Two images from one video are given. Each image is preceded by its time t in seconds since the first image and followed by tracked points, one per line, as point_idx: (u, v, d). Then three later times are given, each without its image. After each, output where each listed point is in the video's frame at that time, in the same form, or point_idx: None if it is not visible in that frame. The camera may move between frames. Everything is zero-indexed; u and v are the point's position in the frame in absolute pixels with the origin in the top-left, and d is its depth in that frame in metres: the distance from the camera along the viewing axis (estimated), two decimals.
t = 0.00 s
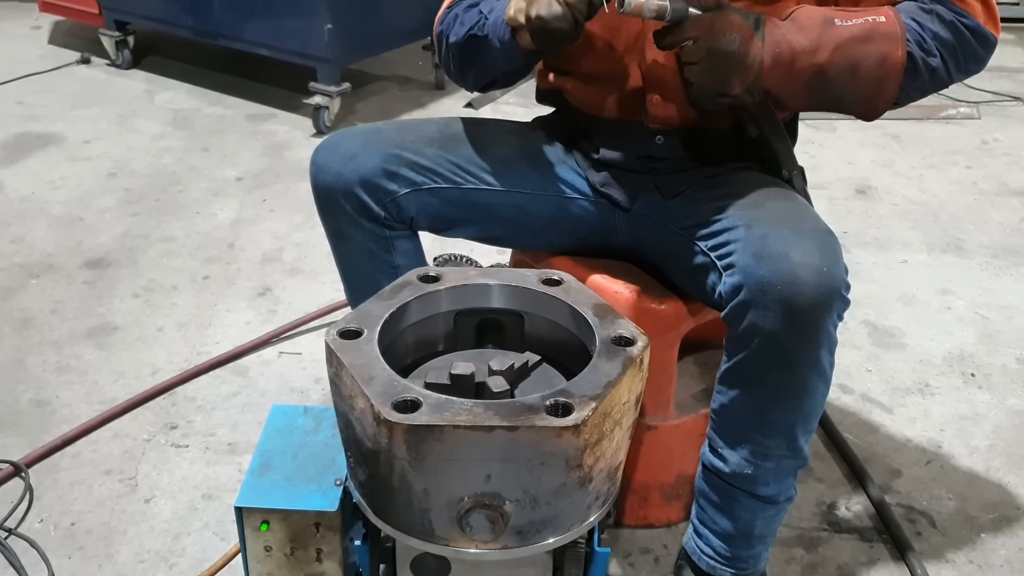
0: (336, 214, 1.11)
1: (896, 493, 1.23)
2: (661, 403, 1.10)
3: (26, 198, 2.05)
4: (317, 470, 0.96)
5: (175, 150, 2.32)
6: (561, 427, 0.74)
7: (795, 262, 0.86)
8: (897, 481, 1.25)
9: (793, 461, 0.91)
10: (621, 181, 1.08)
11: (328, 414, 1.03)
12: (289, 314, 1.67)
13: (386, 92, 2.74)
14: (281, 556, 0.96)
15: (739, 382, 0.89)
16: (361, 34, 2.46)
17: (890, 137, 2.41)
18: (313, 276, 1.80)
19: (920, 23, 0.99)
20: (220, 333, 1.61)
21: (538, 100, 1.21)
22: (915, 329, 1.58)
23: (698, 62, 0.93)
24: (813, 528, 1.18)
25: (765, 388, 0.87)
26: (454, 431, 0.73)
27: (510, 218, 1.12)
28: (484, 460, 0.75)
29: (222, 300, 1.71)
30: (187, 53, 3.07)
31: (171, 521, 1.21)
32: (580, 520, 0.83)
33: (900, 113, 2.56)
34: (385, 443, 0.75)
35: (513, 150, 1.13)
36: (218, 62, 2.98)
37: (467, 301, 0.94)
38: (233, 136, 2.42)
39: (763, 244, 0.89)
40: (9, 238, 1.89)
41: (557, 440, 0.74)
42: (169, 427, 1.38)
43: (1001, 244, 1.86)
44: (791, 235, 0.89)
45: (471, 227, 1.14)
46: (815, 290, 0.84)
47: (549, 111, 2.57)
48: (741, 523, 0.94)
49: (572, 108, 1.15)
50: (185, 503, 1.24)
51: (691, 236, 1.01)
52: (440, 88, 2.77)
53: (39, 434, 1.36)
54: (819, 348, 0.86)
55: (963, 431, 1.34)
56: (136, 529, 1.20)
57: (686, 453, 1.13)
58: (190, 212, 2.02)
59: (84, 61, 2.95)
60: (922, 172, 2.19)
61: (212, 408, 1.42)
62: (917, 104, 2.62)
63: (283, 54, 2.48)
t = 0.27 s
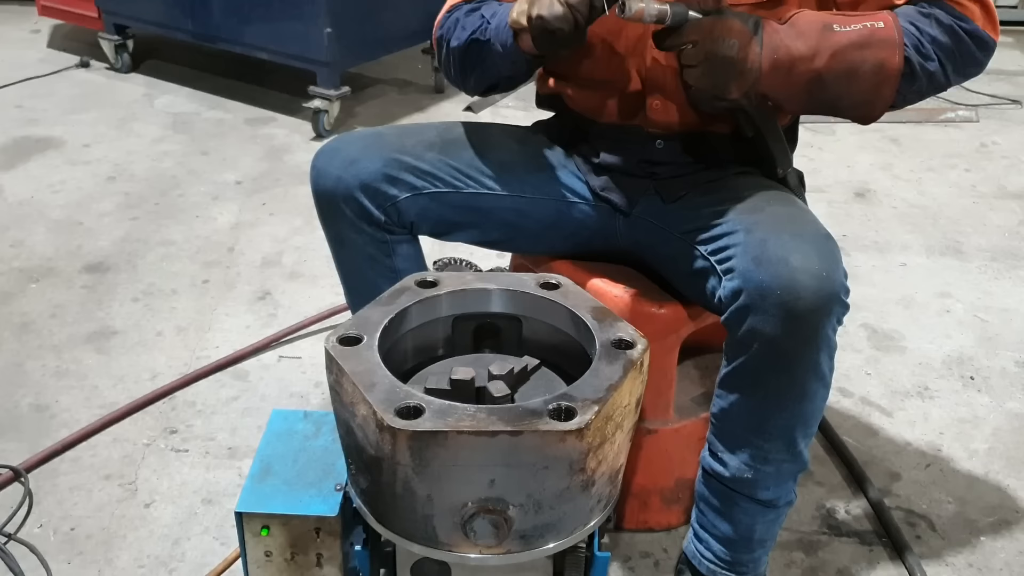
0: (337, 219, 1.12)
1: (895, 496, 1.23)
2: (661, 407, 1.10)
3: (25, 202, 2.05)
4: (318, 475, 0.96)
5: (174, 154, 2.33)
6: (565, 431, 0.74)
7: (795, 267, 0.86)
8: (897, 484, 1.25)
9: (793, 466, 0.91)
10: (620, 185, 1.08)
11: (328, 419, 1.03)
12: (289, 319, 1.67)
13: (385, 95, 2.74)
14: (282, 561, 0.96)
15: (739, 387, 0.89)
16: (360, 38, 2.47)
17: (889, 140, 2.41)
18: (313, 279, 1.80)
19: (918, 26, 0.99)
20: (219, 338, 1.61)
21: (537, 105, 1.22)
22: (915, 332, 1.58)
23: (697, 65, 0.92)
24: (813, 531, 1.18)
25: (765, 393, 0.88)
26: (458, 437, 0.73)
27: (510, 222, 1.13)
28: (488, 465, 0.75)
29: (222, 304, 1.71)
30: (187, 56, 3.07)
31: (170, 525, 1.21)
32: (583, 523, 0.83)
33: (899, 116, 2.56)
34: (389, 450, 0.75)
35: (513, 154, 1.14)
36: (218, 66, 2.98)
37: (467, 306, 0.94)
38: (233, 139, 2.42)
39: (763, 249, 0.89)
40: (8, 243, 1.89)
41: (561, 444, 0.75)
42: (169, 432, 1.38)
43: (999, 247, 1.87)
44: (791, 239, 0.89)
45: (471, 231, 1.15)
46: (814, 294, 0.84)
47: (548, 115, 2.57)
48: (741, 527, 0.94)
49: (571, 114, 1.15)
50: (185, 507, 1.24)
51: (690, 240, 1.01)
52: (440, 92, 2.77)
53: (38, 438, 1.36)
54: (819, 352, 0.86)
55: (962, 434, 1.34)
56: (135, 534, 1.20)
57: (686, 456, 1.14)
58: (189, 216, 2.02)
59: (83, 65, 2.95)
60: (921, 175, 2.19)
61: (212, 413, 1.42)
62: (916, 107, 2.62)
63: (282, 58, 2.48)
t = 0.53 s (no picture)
0: (336, 225, 1.12)
1: (894, 500, 1.23)
2: (661, 411, 1.11)
3: (25, 208, 2.05)
4: (318, 480, 0.96)
5: (173, 159, 2.33)
6: (567, 435, 0.74)
7: (792, 271, 0.86)
8: (895, 488, 1.25)
9: (791, 470, 0.91)
10: (619, 190, 1.08)
11: (328, 425, 1.04)
12: (289, 324, 1.67)
13: (384, 100, 2.74)
14: (282, 566, 0.96)
15: (737, 391, 0.90)
16: (359, 43, 2.47)
17: (888, 144, 2.42)
18: (312, 284, 1.81)
19: (911, 28, 0.99)
20: (219, 343, 1.61)
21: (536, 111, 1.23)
22: (913, 336, 1.58)
23: (687, 53, 0.95)
24: (812, 535, 1.18)
25: (763, 397, 0.88)
26: (461, 443, 0.73)
27: (509, 227, 1.13)
28: (490, 471, 0.75)
29: (221, 309, 1.71)
30: (186, 61, 3.08)
31: (170, 531, 1.21)
32: (584, 527, 0.84)
33: (897, 120, 2.56)
34: (391, 457, 0.75)
35: (512, 159, 1.14)
36: (217, 71, 2.99)
37: (466, 311, 0.94)
38: (232, 144, 2.43)
39: (760, 254, 0.89)
40: (8, 248, 1.89)
41: (563, 448, 0.75)
42: (169, 437, 1.38)
43: (997, 250, 1.87)
44: (788, 244, 0.89)
45: (470, 237, 1.15)
46: (811, 299, 0.85)
47: (547, 119, 2.58)
48: (740, 532, 0.94)
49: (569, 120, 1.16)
50: (184, 512, 1.24)
51: (688, 245, 1.01)
52: (438, 96, 2.77)
53: (38, 444, 1.36)
54: (816, 357, 0.86)
55: (961, 437, 1.35)
56: (135, 539, 1.20)
57: (685, 460, 1.14)
58: (188, 221, 2.02)
59: (82, 70, 2.96)
60: (919, 179, 2.20)
61: (211, 418, 1.42)
62: (914, 110, 2.63)
63: (281, 63, 2.49)
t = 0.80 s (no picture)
0: (336, 231, 1.12)
1: (892, 503, 1.23)
2: (658, 415, 1.11)
3: (23, 213, 2.06)
4: (316, 484, 0.96)
5: (171, 163, 2.33)
6: (567, 438, 0.74)
7: (788, 276, 0.86)
8: (893, 491, 1.25)
9: (788, 473, 0.92)
10: (616, 195, 1.09)
11: (325, 429, 1.04)
12: (286, 328, 1.67)
13: (382, 104, 2.75)
14: (279, 570, 0.96)
15: (734, 395, 0.90)
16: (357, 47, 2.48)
17: (885, 147, 2.42)
18: (310, 289, 1.81)
19: (919, 53, 0.98)
20: (217, 347, 1.61)
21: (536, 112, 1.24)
22: (910, 339, 1.59)
23: (707, 99, 0.92)
24: (810, 539, 1.18)
25: (759, 401, 0.88)
26: (461, 447, 0.73)
27: (507, 232, 1.13)
28: (491, 474, 0.75)
29: (219, 313, 1.71)
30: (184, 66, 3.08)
31: (168, 535, 1.21)
32: (583, 530, 0.84)
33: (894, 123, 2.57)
34: (392, 462, 0.75)
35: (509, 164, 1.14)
36: (215, 76, 2.99)
37: (461, 314, 0.95)
38: (230, 149, 2.43)
39: (757, 258, 0.90)
40: (5, 253, 1.89)
41: (564, 450, 0.75)
42: (167, 442, 1.38)
43: (994, 253, 1.87)
44: (784, 248, 0.90)
45: (469, 242, 1.15)
46: (807, 303, 0.85)
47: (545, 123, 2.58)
48: (737, 535, 0.94)
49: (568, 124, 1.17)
50: (182, 517, 1.24)
51: (685, 249, 1.02)
52: (436, 100, 2.78)
53: (36, 449, 1.36)
54: (813, 361, 0.86)
55: (958, 440, 1.35)
56: (133, 544, 1.20)
57: (684, 464, 1.14)
58: (186, 225, 2.02)
59: (80, 75, 2.96)
60: (916, 182, 2.20)
61: (209, 422, 1.42)
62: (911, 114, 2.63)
63: (279, 67, 2.49)
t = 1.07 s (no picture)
0: (334, 232, 1.12)
1: (890, 505, 1.23)
2: (655, 417, 1.11)
3: (21, 216, 2.06)
4: (313, 487, 0.96)
5: (169, 167, 2.33)
6: (567, 439, 0.75)
7: (777, 277, 0.86)
8: (891, 492, 1.25)
9: (783, 475, 0.92)
10: (613, 197, 1.09)
11: (323, 431, 1.03)
12: (285, 330, 1.67)
13: (380, 107, 2.75)
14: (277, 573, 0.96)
15: (726, 397, 0.90)
16: (355, 49, 2.48)
17: (883, 149, 2.42)
18: (309, 291, 1.81)
19: (916, 58, 0.98)
20: (215, 350, 1.61)
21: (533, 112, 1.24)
22: (908, 340, 1.59)
23: (703, 103, 0.92)
24: (808, 540, 1.18)
25: (752, 403, 0.88)
26: (462, 449, 0.73)
27: (505, 233, 1.13)
28: (492, 476, 0.75)
29: (217, 316, 1.71)
30: (182, 69, 3.09)
31: (167, 538, 1.21)
32: (583, 530, 0.84)
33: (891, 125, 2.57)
34: (393, 466, 0.75)
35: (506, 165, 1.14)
36: (213, 79, 3.00)
37: (458, 316, 0.95)
38: (228, 152, 2.43)
39: (747, 260, 0.90)
40: (4, 256, 1.89)
41: (564, 451, 0.75)
42: (165, 445, 1.38)
43: (992, 254, 1.87)
44: (774, 249, 0.90)
45: (466, 243, 1.15)
46: (797, 305, 0.85)
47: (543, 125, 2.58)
48: (733, 536, 0.94)
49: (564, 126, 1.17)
50: (180, 520, 1.24)
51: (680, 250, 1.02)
52: (435, 103, 2.78)
53: (34, 452, 1.36)
54: (804, 362, 0.86)
55: (956, 441, 1.35)
56: (131, 547, 1.20)
57: (681, 465, 1.14)
58: (184, 228, 2.02)
59: (78, 78, 2.96)
60: (914, 184, 2.20)
61: (207, 425, 1.42)
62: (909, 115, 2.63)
63: (277, 70, 2.49)
